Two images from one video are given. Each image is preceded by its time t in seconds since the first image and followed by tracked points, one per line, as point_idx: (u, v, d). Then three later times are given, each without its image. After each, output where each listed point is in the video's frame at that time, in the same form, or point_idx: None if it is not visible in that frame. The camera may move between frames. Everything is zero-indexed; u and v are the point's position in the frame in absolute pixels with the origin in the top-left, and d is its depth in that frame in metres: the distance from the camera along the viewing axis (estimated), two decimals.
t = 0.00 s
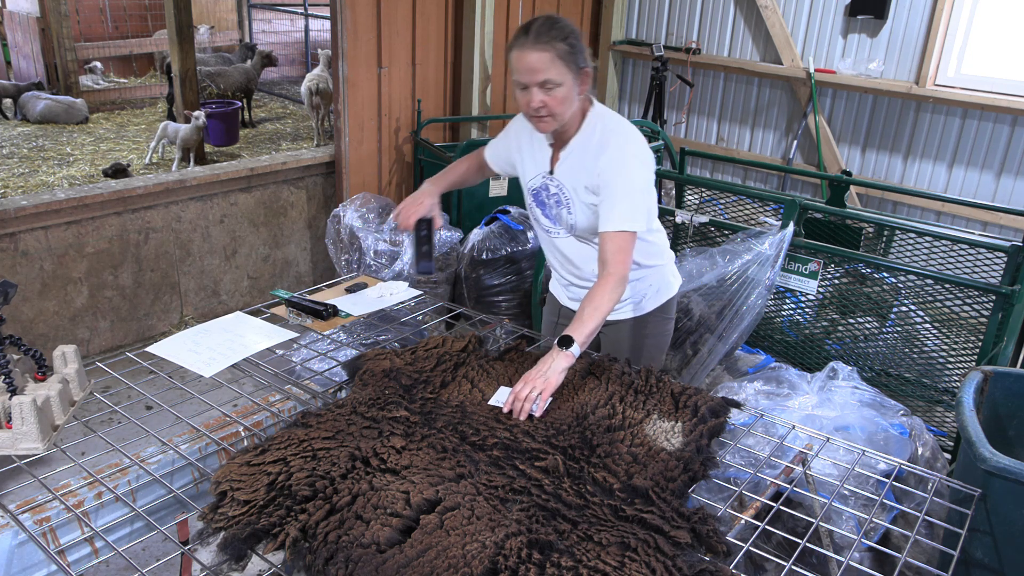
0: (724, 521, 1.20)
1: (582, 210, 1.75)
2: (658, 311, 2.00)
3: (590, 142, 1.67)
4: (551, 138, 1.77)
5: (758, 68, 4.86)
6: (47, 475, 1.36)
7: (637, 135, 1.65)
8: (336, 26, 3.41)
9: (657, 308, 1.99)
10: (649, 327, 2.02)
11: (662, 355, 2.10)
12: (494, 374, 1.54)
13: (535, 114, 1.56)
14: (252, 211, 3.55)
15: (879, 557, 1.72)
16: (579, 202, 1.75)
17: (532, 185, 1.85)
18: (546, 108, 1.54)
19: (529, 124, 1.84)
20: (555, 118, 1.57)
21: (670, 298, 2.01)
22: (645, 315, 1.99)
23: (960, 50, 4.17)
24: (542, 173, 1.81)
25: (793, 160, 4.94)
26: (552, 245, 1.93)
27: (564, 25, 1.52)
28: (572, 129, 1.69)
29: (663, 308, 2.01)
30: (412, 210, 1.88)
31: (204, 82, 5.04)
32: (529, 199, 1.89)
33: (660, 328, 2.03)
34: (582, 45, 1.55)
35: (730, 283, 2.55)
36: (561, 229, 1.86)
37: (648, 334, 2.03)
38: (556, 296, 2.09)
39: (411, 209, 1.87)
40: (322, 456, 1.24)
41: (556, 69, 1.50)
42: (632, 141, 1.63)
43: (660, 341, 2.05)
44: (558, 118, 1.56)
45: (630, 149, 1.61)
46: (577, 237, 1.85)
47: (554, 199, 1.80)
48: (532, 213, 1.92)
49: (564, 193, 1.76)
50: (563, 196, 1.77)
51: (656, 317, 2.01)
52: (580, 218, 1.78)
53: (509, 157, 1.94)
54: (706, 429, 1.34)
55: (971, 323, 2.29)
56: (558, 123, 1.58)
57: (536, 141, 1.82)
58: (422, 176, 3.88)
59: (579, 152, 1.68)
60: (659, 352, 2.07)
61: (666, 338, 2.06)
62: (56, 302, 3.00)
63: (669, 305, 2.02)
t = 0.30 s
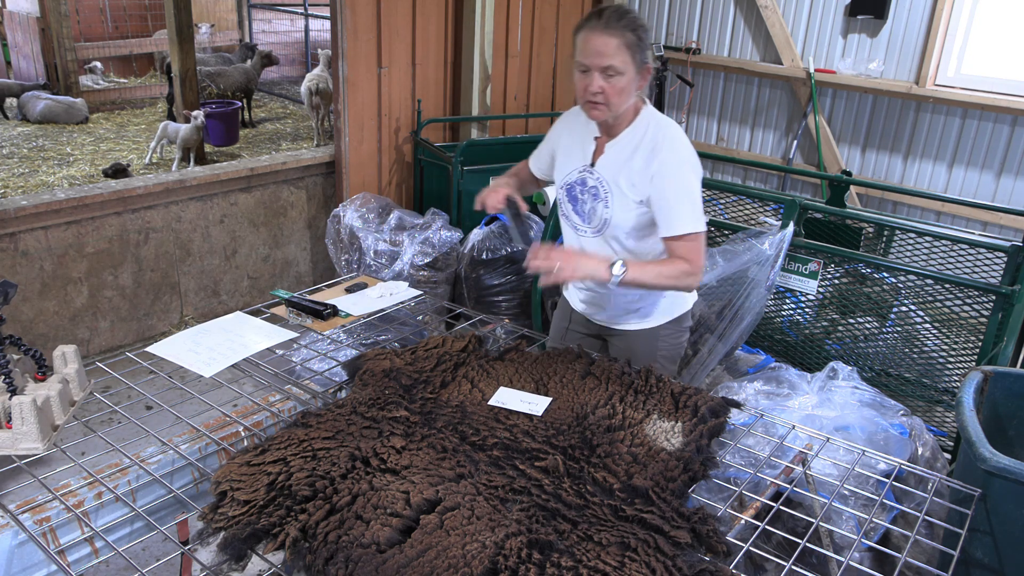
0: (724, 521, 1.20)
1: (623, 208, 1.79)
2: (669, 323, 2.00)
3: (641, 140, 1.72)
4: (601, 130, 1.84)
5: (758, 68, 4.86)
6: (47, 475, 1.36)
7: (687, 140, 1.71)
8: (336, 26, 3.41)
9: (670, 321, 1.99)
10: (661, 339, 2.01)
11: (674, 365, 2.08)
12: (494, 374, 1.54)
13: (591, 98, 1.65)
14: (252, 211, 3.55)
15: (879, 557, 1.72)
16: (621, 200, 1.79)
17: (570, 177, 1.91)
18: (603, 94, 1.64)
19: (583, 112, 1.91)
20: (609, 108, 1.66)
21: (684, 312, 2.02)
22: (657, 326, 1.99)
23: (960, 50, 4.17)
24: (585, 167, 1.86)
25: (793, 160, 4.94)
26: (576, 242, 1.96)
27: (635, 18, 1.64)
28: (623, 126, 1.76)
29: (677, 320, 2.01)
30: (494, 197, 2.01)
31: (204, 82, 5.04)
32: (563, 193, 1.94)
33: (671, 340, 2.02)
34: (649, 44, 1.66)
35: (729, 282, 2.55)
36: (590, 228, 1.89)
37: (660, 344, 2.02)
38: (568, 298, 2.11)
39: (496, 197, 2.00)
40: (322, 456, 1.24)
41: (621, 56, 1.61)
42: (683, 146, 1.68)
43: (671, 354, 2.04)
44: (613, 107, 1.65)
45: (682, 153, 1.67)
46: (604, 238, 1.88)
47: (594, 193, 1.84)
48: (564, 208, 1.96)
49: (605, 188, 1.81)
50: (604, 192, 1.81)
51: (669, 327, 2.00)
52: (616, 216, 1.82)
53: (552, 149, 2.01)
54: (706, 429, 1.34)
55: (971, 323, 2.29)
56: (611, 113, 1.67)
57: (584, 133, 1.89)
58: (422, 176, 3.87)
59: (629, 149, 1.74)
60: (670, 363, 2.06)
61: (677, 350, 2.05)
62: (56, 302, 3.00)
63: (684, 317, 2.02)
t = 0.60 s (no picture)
0: (724, 521, 1.20)
1: (654, 201, 1.85)
2: (678, 326, 1.99)
3: (673, 135, 1.80)
4: (629, 125, 1.90)
5: (758, 68, 4.86)
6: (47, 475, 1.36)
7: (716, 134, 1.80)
8: (336, 26, 3.41)
9: (678, 324, 1.99)
10: (669, 342, 2.00)
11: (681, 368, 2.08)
12: (494, 374, 1.54)
13: (626, 90, 1.76)
14: (252, 211, 3.55)
15: (879, 557, 1.72)
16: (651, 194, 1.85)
17: (594, 171, 1.96)
18: (637, 87, 1.75)
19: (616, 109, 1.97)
20: (644, 101, 1.76)
21: (692, 316, 2.02)
22: (665, 327, 1.98)
23: (960, 50, 4.17)
24: (611, 162, 1.91)
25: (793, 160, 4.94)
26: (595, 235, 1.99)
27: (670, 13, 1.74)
28: (654, 122, 1.83)
29: (685, 323, 2.01)
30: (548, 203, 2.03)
31: (204, 82, 5.04)
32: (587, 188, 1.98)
33: (679, 343, 2.01)
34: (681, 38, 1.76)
35: (729, 283, 2.57)
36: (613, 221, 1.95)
37: (668, 347, 2.01)
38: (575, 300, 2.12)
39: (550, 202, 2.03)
40: (322, 456, 1.24)
41: (655, 50, 1.72)
42: (715, 143, 1.77)
43: (679, 357, 2.03)
44: (647, 100, 1.76)
45: (716, 150, 1.76)
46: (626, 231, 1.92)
47: (621, 186, 1.89)
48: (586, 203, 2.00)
49: (635, 181, 1.86)
50: (632, 185, 1.86)
51: (678, 329, 2.00)
52: (645, 209, 1.87)
53: (576, 150, 2.07)
54: (706, 429, 1.34)
55: (971, 323, 2.29)
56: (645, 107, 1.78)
57: (610, 130, 1.95)
58: (422, 176, 3.87)
59: (661, 145, 1.81)
60: (678, 366, 2.05)
61: (685, 353, 2.04)
62: (56, 302, 3.00)
63: (692, 321, 2.02)
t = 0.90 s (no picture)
0: (724, 521, 1.20)
1: (659, 188, 1.87)
2: (676, 318, 2.01)
3: (675, 125, 1.85)
4: (628, 118, 1.92)
5: (758, 68, 4.86)
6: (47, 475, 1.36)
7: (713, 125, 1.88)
8: (336, 27, 3.41)
9: (677, 315, 2.00)
10: (668, 335, 2.01)
11: (679, 361, 2.09)
12: (494, 374, 1.54)
13: (632, 82, 1.80)
14: (252, 211, 3.55)
15: (879, 557, 1.72)
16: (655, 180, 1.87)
17: (593, 164, 1.97)
18: (643, 78, 1.79)
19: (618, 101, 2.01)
20: (648, 92, 1.81)
21: (689, 307, 2.03)
22: (663, 318, 1.99)
23: (960, 50, 4.17)
24: (612, 153, 1.92)
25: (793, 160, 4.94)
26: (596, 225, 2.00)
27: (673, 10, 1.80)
28: (654, 113, 1.88)
29: (683, 314, 2.02)
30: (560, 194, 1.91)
31: (204, 82, 5.04)
32: (585, 180, 1.98)
33: (678, 335, 2.03)
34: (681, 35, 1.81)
35: (729, 283, 2.57)
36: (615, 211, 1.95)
37: (666, 339, 2.02)
38: (572, 298, 2.13)
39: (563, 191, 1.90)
40: (322, 456, 1.24)
41: (660, 42, 1.77)
42: (716, 132, 1.85)
43: (678, 348, 2.05)
44: (651, 91, 1.81)
45: (719, 138, 1.83)
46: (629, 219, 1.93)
47: (624, 175, 1.90)
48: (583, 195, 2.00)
49: (639, 168, 1.87)
50: (636, 173, 1.88)
51: (675, 320, 2.01)
52: (651, 196, 1.88)
53: (570, 146, 2.06)
54: (706, 429, 1.34)
55: (971, 323, 2.29)
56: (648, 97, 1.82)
57: (608, 122, 1.97)
58: (422, 176, 3.87)
59: (663, 133, 1.85)
60: (675, 359, 2.06)
61: (682, 345, 2.05)
62: (56, 302, 3.00)
63: (689, 312, 2.03)
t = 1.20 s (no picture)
0: (724, 521, 1.20)
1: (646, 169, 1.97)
2: (661, 303, 2.12)
3: (657, 110, 1.96)
4: (610, 107, 2.02)
5: (758, 68, 4.86)
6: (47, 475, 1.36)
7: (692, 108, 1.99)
8: (336, 26, 3.41)
9: (661, 299, 2.11)
10: (654, 318, 2.12)
11: (664, 345, 2.20)
12: (494, 374, 1.54)
13: (614, 69, 1.90)
14: (253, 211, 3.55)
15: (879, 557, 1.72)
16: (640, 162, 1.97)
17: (579, 150, 2.06)
18: (625, 67, 1.89)
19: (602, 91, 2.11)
20: (630, 81, 1.91)
21: (672, 291, 2.14)
22: (650, 302, 2.10)
23: (960, 50, 4.17)
24: (597, 139, 2.02)
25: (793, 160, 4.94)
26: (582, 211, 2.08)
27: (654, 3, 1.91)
28: (636, 101, 1.98)
29: (667, 297, 2.13)
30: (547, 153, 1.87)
31: (204, 82, 5.03)
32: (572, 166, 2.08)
33: (662, 319, 2.14)
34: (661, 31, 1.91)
35: (730, 283, 2.56)
36: (600, 197, 2.04)
37: (652, 323, 2.13)
38: (560, 283, 2.21)
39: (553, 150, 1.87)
40: (322, 456, 1.24)
41: (642, 33, 1.87)
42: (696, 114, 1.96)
43: (661, 333, 2.16)
44: (633, 80, 1.91)
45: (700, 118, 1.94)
46: (615, 204, 2.02)
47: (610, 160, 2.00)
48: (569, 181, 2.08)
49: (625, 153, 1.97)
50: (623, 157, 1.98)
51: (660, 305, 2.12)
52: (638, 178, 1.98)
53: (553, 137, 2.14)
54: (706, 429, 1.34)
55: (971, 323, 2.29)
56: (631, 84, 1.92)
57: (590, 112, 2.07)
58: (422, 176, 3.87)
59: (645, 119, 1.96)
60: (660, 342, 2.17)
61: (665, 328, 2.17)
62: (56, 303, 3.00)
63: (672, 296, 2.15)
